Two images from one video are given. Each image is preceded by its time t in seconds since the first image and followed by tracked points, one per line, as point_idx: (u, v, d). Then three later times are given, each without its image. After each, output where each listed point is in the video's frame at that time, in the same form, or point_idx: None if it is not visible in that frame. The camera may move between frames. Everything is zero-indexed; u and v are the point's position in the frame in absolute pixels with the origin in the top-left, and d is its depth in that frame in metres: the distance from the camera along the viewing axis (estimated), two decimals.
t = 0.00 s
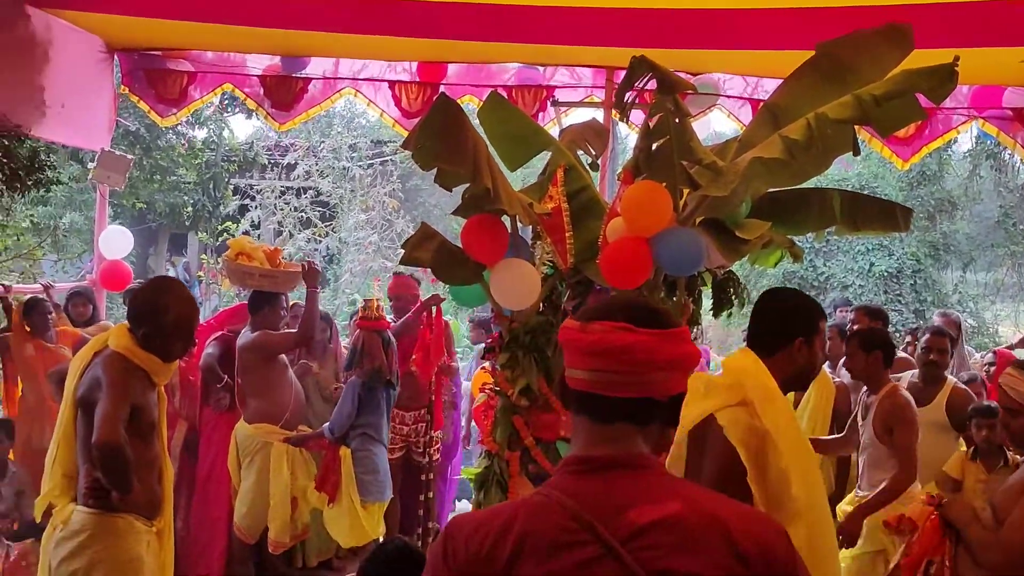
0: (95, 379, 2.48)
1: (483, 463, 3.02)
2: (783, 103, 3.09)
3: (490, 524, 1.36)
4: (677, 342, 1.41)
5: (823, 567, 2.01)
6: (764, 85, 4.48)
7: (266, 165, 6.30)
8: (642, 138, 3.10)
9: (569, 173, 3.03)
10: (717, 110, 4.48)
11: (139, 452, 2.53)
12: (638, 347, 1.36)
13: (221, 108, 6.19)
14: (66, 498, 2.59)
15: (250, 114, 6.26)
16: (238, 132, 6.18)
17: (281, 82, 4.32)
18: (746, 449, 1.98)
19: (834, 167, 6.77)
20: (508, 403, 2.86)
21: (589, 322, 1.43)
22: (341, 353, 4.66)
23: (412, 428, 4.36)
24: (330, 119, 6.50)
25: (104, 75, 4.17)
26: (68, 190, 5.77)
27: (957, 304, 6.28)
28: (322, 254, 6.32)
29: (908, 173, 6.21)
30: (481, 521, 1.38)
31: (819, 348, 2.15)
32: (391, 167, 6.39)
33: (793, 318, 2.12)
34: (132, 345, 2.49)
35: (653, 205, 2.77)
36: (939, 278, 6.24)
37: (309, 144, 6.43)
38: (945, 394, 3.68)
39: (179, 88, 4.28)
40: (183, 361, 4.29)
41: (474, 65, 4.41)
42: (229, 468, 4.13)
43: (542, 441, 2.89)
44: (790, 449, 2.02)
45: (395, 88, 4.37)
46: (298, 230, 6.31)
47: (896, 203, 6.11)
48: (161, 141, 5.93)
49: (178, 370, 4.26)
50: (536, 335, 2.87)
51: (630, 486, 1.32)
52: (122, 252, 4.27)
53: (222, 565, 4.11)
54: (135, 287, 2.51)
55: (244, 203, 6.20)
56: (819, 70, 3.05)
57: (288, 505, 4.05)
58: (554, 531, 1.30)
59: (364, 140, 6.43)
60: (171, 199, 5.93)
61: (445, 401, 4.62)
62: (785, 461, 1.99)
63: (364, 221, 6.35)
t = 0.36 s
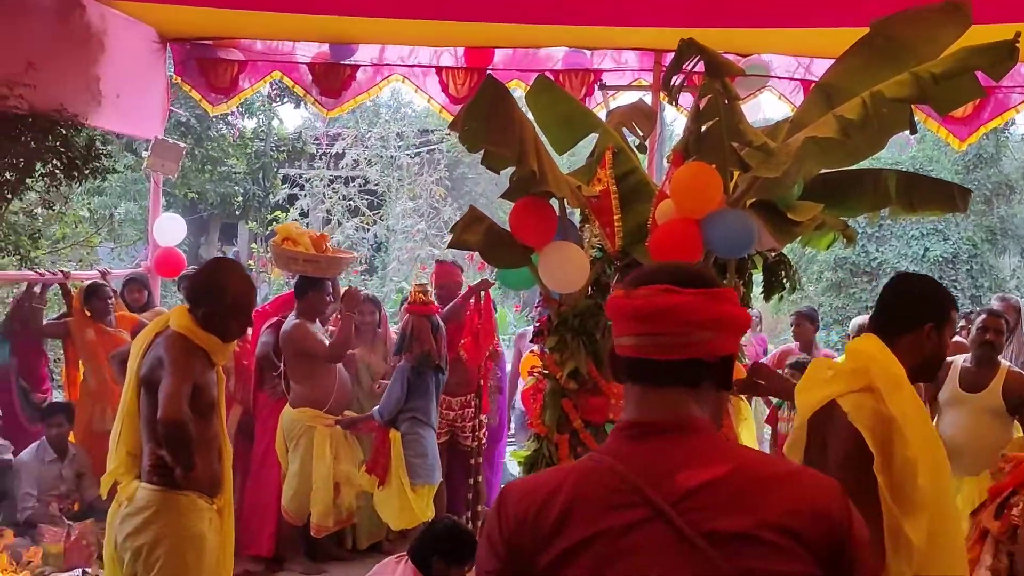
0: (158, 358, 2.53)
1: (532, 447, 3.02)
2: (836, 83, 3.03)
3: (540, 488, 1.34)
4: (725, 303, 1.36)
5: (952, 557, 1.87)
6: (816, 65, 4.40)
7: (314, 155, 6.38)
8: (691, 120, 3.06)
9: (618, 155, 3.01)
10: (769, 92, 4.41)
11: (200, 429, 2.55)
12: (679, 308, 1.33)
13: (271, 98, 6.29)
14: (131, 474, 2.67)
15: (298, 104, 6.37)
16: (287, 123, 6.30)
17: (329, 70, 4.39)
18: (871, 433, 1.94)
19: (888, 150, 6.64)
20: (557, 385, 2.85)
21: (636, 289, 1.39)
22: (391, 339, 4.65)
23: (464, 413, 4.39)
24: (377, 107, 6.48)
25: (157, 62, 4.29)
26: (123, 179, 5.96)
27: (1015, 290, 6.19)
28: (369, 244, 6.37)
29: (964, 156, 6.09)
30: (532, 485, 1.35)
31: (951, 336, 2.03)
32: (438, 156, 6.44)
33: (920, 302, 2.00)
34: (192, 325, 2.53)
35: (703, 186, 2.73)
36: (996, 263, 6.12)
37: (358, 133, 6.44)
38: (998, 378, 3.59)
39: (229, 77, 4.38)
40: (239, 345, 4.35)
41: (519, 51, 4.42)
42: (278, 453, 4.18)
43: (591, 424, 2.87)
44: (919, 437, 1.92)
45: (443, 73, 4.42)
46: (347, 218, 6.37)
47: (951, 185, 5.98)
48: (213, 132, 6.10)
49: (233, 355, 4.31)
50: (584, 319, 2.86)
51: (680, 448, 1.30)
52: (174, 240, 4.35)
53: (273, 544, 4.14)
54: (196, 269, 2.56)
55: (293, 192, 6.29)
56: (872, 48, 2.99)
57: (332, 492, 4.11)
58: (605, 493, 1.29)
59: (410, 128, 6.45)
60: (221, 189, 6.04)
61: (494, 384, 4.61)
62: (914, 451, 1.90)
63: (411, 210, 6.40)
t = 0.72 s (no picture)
0: (209, 345, 2.56)
1: (577, 432, 3.01)
2: (885, 61, 2.93)
3: (586, 475, 1.34)
4: (766, 281, 1.34)
5: None
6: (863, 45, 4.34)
7: (355, 143, 6.51)
8: (734, 100, 2.97)
9: (661, 138, 2.98)
10: (814, 72, 4.33)
11: (252, 414, 2.60)
12: (715, 288, 1.31)
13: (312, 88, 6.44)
14: (185, 459, 2.71)
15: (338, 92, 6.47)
16: (328, 111, 6.42)
17: (369, 57, 4.44)
18: None
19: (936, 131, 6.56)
20: (601, 370, 2.83)
21: (669, 275, 1.39)
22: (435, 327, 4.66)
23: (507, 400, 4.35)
24: (418, 95, 6.70)
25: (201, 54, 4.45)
26: (168, 169, 6.01)
27: None
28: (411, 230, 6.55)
29: (1014, 135, 5.98)
30: (577, 472, 1.35)
31: None
32: (479, 142, 6.59)
33: None
34: (242, 312, 2.56)
35: (751, 167, 2.68)
36: None
37: (399, 120, 6.60)
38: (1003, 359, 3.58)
39: (270, 66, 4.43)
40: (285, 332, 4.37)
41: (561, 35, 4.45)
42: (322, 441, 4.22)
43: (637, 410, 2.85)
44: None
45: (483, 59, 4.44)
46: (388, 205, 6.50)
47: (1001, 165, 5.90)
48: (254, 121, 6.21)
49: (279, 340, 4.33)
50: (629, 303, 2.82)
51: (726, 431, 1.29)
52: (218, 228, 4.43)
53: (321, 527, 4.17)
54: (246, 256, 2.58)
55: (335, 180, 6.42)
56: (923, 25, 2.88)
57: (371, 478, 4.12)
58: (649, 479, 1.28)
59: (450, 115, 6.62)
60: (264, 177, 6.18)
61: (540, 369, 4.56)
62: None
63: (452, 196, 6.53)
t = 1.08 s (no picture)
0: (237, 350, 2.59)
1: (606, 430, 3.01)
2: (913, 47, 2.78)
3: (608, 490, 1.33)
4: (787, 288, 1.32)
5: None
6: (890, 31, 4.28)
7: (379, 139, 6.82)
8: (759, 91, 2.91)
9: (686, 131, 2.91)
10: (839, 60, 4.27)
11: (281, 421, 2.63)
12: (731, 301, 1.29)
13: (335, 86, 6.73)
14: (214, 466, 2.73)
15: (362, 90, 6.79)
16: (352, 109, 6.75)
17: (390, 55, 4.60)
18: None
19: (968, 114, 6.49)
20: (629, 368, 2.82)
21: (687, 284, 1.37)
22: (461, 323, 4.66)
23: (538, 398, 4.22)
24: (440, 91, 6.97)
25: (223, 55, 4.65)
26: (194, 170, 6.06)
27: None
28: (436, 225, 6.86)
29: None
30: (600, 486, 1.35)
31: None
32: (502, 137, 6.86)
33: None
34: (268, 317, 2.59)
35: (777, 161, 2.54)
36: None
37: (422, 116, 6.89)
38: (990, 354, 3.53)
39: (293, 67, 4.64)
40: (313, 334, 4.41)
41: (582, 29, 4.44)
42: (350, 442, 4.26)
43: (665, 406, 2.86)
44: None
45: (504, 55, 4.51)
46: (413, 201, 6.82)
47: None
48: (279, 121, 6.52)
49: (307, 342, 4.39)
50: (655, 299, 2.82)
51: (750, 443, 1.28)
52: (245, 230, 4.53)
53: (350, 528, 4.24)
54: (268, 259, 2.61)
55: (359, 177, 6.73)
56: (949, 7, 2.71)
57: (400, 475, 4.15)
58: (673, 494, 1.27)
59: (473, 110, 6.89)
60: (289, 176, 6.49)
61: (579, 368, 4.38)
62: None
63: (477, 191, 6.82)
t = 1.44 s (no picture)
0: (243, 365, 2.60)
1: (624, 430, 2.99)
2: (923, 38, 2.75)
3: (622, 505, 1.33)
4: (797, 296, 1.32)
5: None
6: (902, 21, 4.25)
7: (391, 144, 6.88)
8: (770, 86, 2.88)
9: (696, 129, 2.90)
10: (851, 52, 4.30)
11: (291, 434, 2.64)
12: (742, 312, 1.29)
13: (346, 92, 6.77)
14: (226, 482, 2.75)
15: (372, 95, 6.84)
16: (364, 114, 6.79)
17: (399, 60, 4.63)
18: None
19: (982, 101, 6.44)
20: (645, 368, 2.81)
21: (697, 295, 1.38)
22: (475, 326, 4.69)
23: (564, 400, 4.29)
24: (451, 94, 7.02)
25: (233, 65, 4.70)
26: (207, 181, 6.14)
27: None
28: (451, 227, 6.87)
29: None
30: (614, 502, 1.34)
31: None
32: (514, 137, 6.85)
33: None
34: (273, 330, 2.59)
35: (789, 158, 2.52)
36: None
37: (434, 119, 6.94)
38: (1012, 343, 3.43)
39: (302, 75, 4.71)
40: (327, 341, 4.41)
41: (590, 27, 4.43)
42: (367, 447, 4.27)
43: (682, 406, 2.85)
44: None
45: (513, 56, 4.51)
46: (427, 205, 6.87)
47: None
48: (292, 127, 6.55)
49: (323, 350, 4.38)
50: (671, 299, 2.79)
51: (764, 456, 1.27)
52: (259, 238, 4.65)
53: (370, 535, 4.33)
54: (271, 269, 2.63)
55: (373, 181, 6.78)
56: None
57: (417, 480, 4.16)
58: (687, 508, 1.26)
59: (485, 112, 6.91)
60: (303, 183, 6.50)
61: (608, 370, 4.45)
62: None
63: (490, 193, 6.82)
